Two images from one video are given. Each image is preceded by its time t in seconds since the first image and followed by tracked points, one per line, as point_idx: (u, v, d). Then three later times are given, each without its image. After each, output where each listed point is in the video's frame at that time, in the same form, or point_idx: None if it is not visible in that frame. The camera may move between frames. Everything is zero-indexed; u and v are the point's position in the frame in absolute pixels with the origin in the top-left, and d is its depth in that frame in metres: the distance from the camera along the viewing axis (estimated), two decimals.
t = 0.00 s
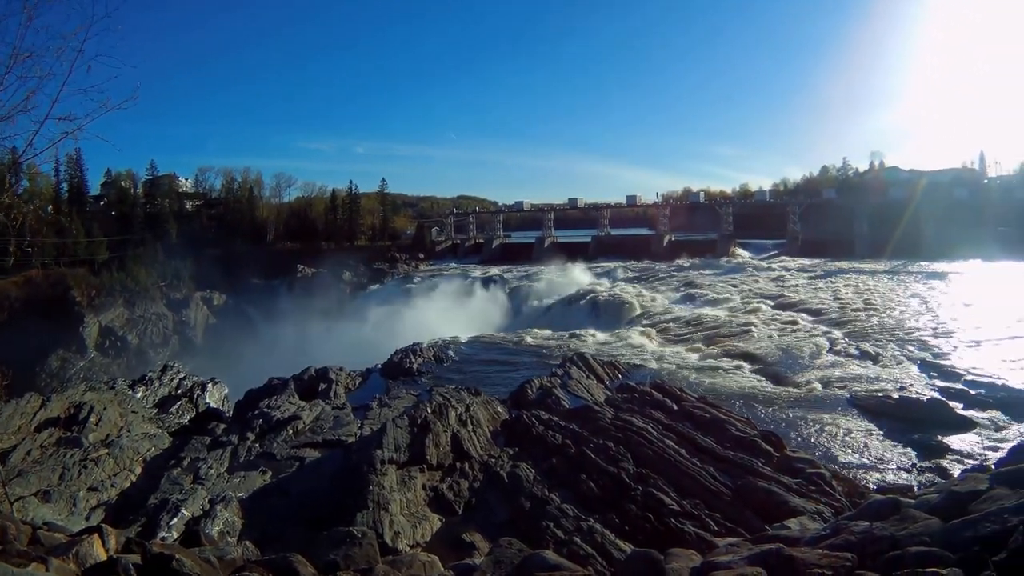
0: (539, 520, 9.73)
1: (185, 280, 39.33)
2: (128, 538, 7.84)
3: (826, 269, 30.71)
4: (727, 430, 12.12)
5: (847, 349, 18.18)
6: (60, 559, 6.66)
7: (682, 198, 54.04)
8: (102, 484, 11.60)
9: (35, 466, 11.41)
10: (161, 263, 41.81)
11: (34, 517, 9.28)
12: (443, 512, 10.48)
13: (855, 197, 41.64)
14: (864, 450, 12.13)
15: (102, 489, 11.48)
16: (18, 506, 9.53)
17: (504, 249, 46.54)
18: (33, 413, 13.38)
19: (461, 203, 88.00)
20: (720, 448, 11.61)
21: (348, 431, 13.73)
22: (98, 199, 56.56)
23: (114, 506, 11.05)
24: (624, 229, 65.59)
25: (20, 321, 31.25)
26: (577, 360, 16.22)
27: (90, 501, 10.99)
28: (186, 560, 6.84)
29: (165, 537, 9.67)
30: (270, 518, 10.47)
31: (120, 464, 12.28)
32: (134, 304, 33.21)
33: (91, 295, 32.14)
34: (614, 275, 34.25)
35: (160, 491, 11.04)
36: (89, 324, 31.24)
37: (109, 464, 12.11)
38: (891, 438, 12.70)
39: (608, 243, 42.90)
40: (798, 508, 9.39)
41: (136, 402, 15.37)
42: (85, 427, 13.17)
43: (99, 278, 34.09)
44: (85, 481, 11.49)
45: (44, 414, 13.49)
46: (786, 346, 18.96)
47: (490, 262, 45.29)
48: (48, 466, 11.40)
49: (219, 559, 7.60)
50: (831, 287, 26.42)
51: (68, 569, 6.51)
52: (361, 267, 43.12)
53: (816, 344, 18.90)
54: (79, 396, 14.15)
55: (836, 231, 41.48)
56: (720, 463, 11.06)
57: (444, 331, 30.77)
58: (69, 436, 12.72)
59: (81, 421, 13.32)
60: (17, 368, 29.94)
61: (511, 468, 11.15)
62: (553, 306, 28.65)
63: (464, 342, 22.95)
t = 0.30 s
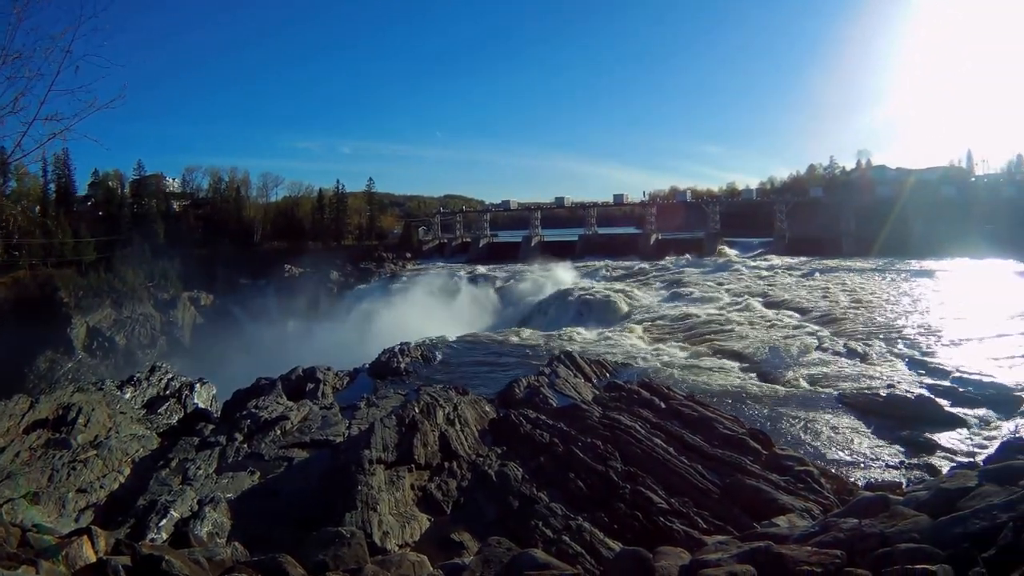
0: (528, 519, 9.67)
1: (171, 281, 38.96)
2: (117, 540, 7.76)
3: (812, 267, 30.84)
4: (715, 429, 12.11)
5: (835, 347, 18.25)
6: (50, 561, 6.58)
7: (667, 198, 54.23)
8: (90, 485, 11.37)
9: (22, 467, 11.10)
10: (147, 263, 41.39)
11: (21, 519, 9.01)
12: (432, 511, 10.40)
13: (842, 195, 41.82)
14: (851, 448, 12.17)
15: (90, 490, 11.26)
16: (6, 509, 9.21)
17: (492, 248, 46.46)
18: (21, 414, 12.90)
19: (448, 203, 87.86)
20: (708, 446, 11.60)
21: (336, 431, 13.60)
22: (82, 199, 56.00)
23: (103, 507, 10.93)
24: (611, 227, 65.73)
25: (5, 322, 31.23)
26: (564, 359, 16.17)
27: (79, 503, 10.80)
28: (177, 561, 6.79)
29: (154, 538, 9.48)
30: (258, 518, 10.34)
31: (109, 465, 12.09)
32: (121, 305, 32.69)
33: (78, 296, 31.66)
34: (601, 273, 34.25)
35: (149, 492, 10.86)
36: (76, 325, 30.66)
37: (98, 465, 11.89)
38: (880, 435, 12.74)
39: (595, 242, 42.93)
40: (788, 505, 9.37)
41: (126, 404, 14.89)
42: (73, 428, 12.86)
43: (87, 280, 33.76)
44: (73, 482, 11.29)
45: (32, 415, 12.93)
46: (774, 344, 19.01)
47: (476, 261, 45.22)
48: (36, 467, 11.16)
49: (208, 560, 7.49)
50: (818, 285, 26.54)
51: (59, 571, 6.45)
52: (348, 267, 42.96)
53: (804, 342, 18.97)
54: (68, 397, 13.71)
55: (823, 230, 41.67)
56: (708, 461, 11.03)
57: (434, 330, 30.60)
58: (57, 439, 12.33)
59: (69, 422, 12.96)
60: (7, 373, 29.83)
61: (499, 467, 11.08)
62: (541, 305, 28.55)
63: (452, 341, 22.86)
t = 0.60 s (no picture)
0: (516, 519, 9.60)
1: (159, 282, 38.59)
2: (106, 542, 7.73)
3: (798, 267, 30.95)
4: (702, 428, 12.07)
5: (822, 347, 18.29)
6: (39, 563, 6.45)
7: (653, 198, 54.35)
8: (79, 487, 11.12)
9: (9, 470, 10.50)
10: (133, 263, 40.96)
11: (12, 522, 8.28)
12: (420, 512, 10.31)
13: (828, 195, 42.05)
14: (840, 447, 12.17)
15: (79, 492, 11.02)
16: None
17: (479, 248, 46.36)
18: (7, 417, 12.22)
19: (434, 203, 87.66)
20: (695, 445, 11.56)
21: (323, 432, 13.45)
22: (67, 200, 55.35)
23: (91, 510, 10.71)
24: (598, 227, 65.78)
25: None
26: (551, 359, 16.09)
27: (68, 504, 10.52)
28: (165, 562, 6.78)
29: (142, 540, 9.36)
30: (246, 520, 10.18)
31: (97, 467, 11.74)
32: (109, 306, 32.07)
33: (65, 296, 30.98)
34: (588, 273, 34.24)
35: (137, 494, 10.68)
36: (64, 326, 30.09)
37: (86, 466, 11.49)
38: (867, 434, 12.76)
39: (581, 243, 42.89)
40: (775, 505, 9.34)
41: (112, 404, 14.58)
42: (61, 430, 12.29)
43: (75, 280, 33.36)
44: (61, 485, 10.84)
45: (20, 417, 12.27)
46: (761, 343, 19.04)
47: (463, 261, 45.09)
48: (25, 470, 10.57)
49: (198, 560, 7.45)
50: (805, 285, 26.64)
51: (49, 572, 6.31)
52: (334, 268, 42.74)
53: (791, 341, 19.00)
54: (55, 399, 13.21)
55: (809, 230, 41.85)
56: (696, 460, 11.00)
57: (423, 329, 30.42)
58: (45, 441, 11.79)
59: (58, 423, 12.36)
60: None
61: (487, 467, 10.98)
62: (528, 305, 28.46)
63: (438, 342, 22.74)
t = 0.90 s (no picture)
0: (499, 519, 9.49)
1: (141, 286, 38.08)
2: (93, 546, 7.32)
3: (780, 266, 31.10)
4: (685, 428, 12.04)
5: (804, 346, 18.35)
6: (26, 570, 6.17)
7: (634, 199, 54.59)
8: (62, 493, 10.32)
9: None
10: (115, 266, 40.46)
11: None
12: (404, 514, 10.17)
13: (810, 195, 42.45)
14: (824, 446, 12.17)
15: (64, 498, 10.14)
16: None
17: (462, 249, 46.24)
18: None
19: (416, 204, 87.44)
20: (678, 445, 11.52)
21: (307, 435, 13.21)
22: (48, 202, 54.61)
23: (78, 515, 9.79)
24: (579, 228, 65.90)
25: None
26: (534, 360, 16.01)
27: (54, 509, 9.62)
28: (150, 567, 6.88)
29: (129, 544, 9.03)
30: (230, 522, 10.04)
31: (80, 471, 11.14)
32: (91, 310, 31.61)
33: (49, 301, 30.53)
34: (570, 274, 34.25)
35: (122, 497, 10.25)
36: (47, 330, 29.46)
37: (70, 471, 10.91)
38: (852, 433, 12.77)
39: (563, 244, 42.92)
40: (760, 503, 9.29)
41: (95, 409, 13.83)
42: (45, 434, 11.67)
43: (56, 284, 32.82)
44: (46, 490, 10.09)
45: None
46: (744, 343, 19.09)
47: (445, 262, 44.96)
48: (7, 473, 9.87)
49: (183, 565, 7.50)
50: (787, 284, 26.77)
51: None
52: (316, 270, 42.45)
53: (774, 341, 19.05)
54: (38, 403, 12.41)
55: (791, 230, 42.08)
56: (680, 460, 10.94)
57: (404, 331, 30.19)
58: (29, 444, 11.18)
59: (40, 428, 11.72)
60: None
61: (470, 469, 10.87)
62: (511, 306, 28.35)
63: (421, 343, 22.59)
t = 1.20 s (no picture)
0: (488, 519, 9.44)
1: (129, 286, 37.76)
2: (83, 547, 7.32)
3: (768, 266, 31.23)
4: (673, 427, 12.03)
5: (793, 345, 18.41)
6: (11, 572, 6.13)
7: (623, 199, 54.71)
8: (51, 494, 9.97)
9: None
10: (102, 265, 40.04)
11: None
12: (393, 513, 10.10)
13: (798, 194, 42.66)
14: (812, 444, 12.19)
15: (53, 498, 9.93)
16: None
17: (451, 248, 46.16)
18: None
19: (405, 204, 87.26)
20: (667, 444, 11.50)
21: (296, 434, 13.03)
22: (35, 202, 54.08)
23: (69, 515, 9.64)
24: (567, 228, 66.08)
25: None
26: (523, 360, 15.96)
27: (43, 510, 9.50)
28: (139, 568, 6.75)
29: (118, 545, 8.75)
30: (222, 521, 9.87)
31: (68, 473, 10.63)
32: (79, 310, 31.30)
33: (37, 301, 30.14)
34: (558, 273, 34.24)
35: (111, 499, 9.94)
36: (35, 330, 29.14)
37: (58, 473, 10.39)
38: (841, 432, 12.80)
39: (552, 243, 42.92)
40: (749, 502, 9.29)
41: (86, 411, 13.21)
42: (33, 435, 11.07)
43: (44, 284, 32.44)
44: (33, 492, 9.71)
45: None
46: (733, 342, 19.13)
47: (433, 262, 44.87)
48: None
49: (172, 566, 7.39)
50: (776, 284, 26.87)
51: None
52: (304, 269, 42.23)
53: (763, 340, 19.10)
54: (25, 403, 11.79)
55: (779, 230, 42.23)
56: (668, 459, 10.93)
57: (389, 330, 29.99)
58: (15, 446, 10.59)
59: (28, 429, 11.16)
60: None
61: (459, 469, 10.80)
62: (500, 306, 28.30)
63: (409, 343, 22.51)
